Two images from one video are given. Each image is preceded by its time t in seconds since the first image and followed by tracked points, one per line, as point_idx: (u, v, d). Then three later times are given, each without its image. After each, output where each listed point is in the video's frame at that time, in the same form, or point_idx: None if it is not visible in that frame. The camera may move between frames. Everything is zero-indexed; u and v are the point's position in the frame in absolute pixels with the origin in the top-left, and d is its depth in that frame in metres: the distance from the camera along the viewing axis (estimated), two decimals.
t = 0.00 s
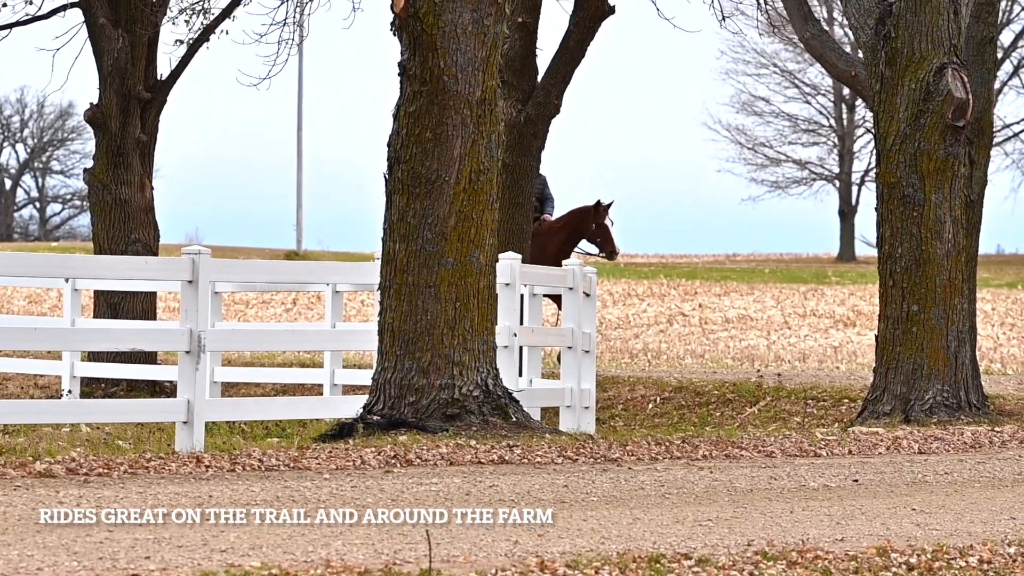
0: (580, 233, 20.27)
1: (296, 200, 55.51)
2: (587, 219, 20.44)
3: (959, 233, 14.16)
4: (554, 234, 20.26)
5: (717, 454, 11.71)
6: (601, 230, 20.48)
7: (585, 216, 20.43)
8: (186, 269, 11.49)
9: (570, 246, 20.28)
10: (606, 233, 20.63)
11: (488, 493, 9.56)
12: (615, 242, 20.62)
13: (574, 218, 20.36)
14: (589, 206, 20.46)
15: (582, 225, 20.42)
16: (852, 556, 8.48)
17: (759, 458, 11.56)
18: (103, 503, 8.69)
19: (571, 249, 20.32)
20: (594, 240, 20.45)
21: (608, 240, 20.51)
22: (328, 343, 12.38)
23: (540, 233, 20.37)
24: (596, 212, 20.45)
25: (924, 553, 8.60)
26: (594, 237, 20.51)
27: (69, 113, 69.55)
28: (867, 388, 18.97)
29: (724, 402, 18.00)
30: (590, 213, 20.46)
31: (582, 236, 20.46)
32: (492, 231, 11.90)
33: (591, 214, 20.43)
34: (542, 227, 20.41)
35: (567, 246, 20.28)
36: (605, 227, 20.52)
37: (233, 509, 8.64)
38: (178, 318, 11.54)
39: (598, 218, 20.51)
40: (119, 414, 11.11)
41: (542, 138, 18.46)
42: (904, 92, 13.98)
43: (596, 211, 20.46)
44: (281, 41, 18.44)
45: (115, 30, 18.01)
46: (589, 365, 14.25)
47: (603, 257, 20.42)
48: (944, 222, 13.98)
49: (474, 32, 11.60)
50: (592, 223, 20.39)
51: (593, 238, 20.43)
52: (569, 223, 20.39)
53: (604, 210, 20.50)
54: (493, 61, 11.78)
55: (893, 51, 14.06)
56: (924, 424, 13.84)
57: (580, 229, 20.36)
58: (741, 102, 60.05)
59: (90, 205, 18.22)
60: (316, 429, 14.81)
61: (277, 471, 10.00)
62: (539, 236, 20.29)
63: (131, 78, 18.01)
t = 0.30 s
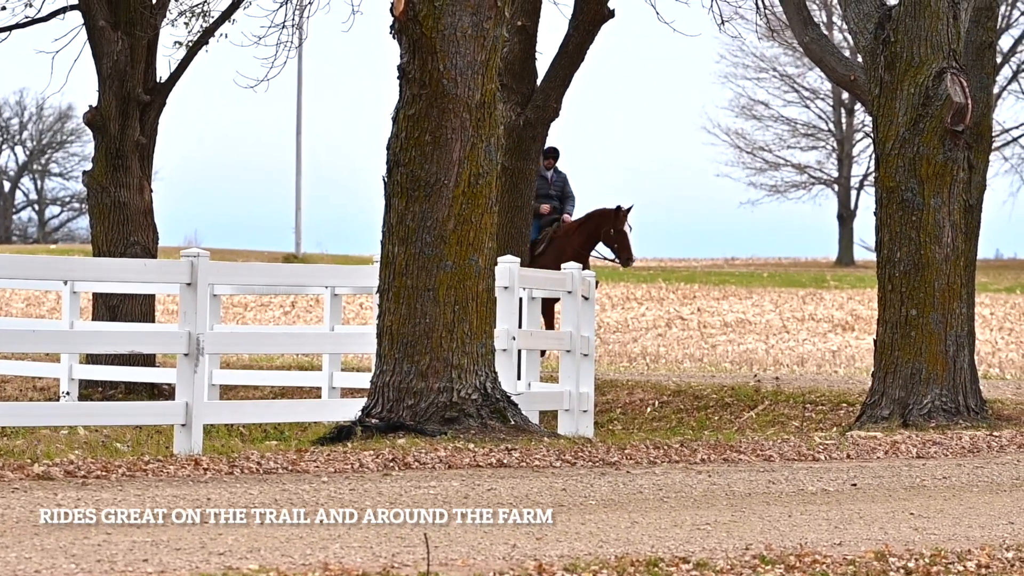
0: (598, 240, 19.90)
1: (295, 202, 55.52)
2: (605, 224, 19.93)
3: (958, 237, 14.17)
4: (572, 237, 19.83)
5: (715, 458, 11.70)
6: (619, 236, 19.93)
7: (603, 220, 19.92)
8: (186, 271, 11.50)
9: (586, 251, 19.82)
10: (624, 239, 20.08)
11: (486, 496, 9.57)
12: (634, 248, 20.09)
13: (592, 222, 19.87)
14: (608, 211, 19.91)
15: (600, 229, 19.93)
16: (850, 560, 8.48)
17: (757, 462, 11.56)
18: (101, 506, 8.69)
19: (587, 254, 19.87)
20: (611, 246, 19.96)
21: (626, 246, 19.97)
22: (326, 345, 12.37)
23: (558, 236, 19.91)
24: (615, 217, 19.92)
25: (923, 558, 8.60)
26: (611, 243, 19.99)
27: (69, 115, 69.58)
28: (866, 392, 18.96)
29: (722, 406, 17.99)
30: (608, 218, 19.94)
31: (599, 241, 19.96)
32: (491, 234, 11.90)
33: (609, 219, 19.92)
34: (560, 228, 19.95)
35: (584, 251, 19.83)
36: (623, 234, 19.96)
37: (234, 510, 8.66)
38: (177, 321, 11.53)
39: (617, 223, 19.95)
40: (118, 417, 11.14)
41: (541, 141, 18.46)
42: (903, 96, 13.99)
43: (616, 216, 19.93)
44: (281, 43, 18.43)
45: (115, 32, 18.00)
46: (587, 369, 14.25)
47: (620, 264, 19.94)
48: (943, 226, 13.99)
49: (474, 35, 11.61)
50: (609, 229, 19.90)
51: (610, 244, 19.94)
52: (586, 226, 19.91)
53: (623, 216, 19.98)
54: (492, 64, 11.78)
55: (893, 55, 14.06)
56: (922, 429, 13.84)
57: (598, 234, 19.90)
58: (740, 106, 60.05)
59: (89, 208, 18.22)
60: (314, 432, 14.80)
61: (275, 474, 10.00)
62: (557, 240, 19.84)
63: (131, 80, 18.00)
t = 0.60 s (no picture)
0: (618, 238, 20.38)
1: (296, 198, 55.51)
2: (624, 221, 20.44)
3: (959, 234, 14.17)
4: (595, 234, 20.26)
5: (715, 455, 11.71)
6: (638, 234, 20.57)
7: (623, 218, 20.44)
8: (186, 267, 11.50)
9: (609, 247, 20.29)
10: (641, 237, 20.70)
11: (486, 493, 9.57)
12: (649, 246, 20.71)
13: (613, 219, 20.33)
14: (627, 208, 20.47)
15: (620, 226, 20.42)
16: (850, 557, 8.48)
17: (758, 459, 11.56)
18: (102, 501, 8.70)
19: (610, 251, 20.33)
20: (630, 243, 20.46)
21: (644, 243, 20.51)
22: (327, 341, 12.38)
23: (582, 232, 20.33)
24: (634, 214, 20.49)
25: (923, 555, 8.60)
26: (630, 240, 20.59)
27: (70, 111, 69.59)
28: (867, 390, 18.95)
29: (723, 403, 17.99)
30: (628, 215, 20.50)
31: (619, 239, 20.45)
32: (492, 231, 11.90)
33: (628, 216, 20.44)
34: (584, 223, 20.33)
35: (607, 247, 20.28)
36: (641, 232, 20.59)
37: (234, 509, 8.61)
38: (178, 317, 11.54)
39: (635, 221, 20.53)
40: (119, 413, 11.13)
41: (542, 138, 18.45)
42: (904, 93, 13.98)
43: (635, 215, 20.54)
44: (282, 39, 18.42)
45: (116, 28, 18.00)
46: (588, 365, 14.24)
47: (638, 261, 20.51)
48: (944, 223, 13.99)
49: (475, 32, 11.60)
50: (630, 226, 20.42)
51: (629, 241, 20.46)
52: (608, 224, 20.40)
53: (642, 214, 20.57)
54: (493, 61, 11.77)
55: (894, 52, 14.05)
56: (923, 425, 13.83)
57: (618, 231, 20.35)
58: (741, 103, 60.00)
59: (90, 204, 18.22)
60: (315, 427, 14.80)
61: (275, 470, 10.00)
62: (581, 236, 20.26)
63: (132, 76, 18.00)
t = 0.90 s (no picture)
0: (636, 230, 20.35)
1: (295, 191, 55.51)
2: (643, 212, 20.40)
3: (959, 227, 14.17)
4: (613, 225, 20.27)
5: (714, 447, 11.72)
6: (655, 224, 20.38)
7: (641, 209, 20.41)
8: (186, 259, 11.50)
9: (627, 238, 20.28)
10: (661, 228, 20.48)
11: (486, 485, 9.57)
12: (668, 236, 20.56)
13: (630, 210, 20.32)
14: (645, 199, 20.41)
15: (638, 217, 20.39)
16: (849, 549, 8.49)
17: (757, 451, 11.56)
18: (101, 493, 8.70)
19: (628, 242, 20.30)
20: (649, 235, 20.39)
21: (663, 234, 20.38)
22: (326, 333, 12.38)
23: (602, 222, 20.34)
24: (653, 205, 20.40)
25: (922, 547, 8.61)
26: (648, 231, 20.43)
27: (69, 103, 69.58)
28: (866, 382, 18.96)
29: (722, 395, 18.00)
30: (646, 206, 20.43)
31: (637, 230, 20.42)
32: (491, 223, 11.90)
33: (647, 207, 20.39)
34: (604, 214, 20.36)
35: (625, 238, 20.28)
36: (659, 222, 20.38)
37: (233, 508, 8.44)
38: (177, 309, 11.54)
39: (653, 212, 20.45)
40: (117, 405, 11.13)
41: (542, 130, 18.43)
42: (904, 86, 13.96)
43: (653, 205, 20.40)
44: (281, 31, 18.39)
45: (115, 20, 17.98)
46: (587, 358, 14.23)
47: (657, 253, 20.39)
48: (943, 215, 13.98)
49: (475, 24, 11.59)
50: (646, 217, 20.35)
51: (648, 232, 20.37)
52: (626, 215, 20.40)
53: (661, 204, 20.44)
54: (493, 53, 11.76)
55: (894, 44, 14.03)
56: (922, 418, 13.83)
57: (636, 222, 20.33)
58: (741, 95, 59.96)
59: (89, 195, 18.21)
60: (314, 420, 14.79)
61: (275, 462, 10.00)
62: (601, 226, 20.29)
63: (131, 68, 17.98)
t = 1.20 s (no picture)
0: (647, 226, 20.36)
1: (287, 184, 55.47)
2: (654, 207, 20.37)
3: (950, 221, 14.17)
4: (625, 222, 20.38)
5: (705, 441, 11.72)
6: (667, 218, 20.33)
7: (652, 204, 20.37)
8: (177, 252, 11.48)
9: (639, 235, 20.35)
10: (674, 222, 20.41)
11: (476, 478, 9.56)
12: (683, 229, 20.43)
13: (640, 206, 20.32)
14: (655, 194, 20.36)
15: (650, 213, 20.38)
16: (840, 543, 8.49)
17: (748, 445, 11.57)
18: (92, 486, 8.69)
19: (641, 239, 20.38)
20: (662, 229, 20.37)
21: (675, 228, 20.32)
22: (317, 327, 12.36)
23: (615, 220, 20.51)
24: (663, 199, 20.34)
25: (912, 541, 8.62)
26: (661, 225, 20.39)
27: (60, 95, 69.42)
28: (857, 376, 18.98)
29: (713, 389, 18.00)
30: (657, 200, 20.38)
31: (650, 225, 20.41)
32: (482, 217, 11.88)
33: (657, 202, 20.36)
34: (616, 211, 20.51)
35: (637, 235, 20.36)
36: (671, 216, 20.31)
37: (233, 509, 8.26)
38: (169, 302, 11.53)
39: (665, 206, 20.39)
40: (107, 397, 11.13)
41: (533, 124, 18.41)
42: (895, 80, 13.98)
43: (662, 199, 20.36)
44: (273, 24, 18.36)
45: (107, 13, 17.86)
46: (578, 352, 14.22)
47: (673, 247, 20.35)
48: (934, 210, 13.98)
49: (466, 18, 11.57)
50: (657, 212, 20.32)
51: (659, 227, 20.33)
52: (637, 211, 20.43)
53: (671, 197, 20.38)
54: (484, 47, 11.74)
55: (885, 38, 14.03)
56: (913, 413, 13.84)
57: (648, 218, 20.34)
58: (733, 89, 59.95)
59: (80, 188, 18.19)
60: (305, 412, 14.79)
61: (265, 456, 9.98)
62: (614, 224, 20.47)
63: (122, 61, 17.89)
